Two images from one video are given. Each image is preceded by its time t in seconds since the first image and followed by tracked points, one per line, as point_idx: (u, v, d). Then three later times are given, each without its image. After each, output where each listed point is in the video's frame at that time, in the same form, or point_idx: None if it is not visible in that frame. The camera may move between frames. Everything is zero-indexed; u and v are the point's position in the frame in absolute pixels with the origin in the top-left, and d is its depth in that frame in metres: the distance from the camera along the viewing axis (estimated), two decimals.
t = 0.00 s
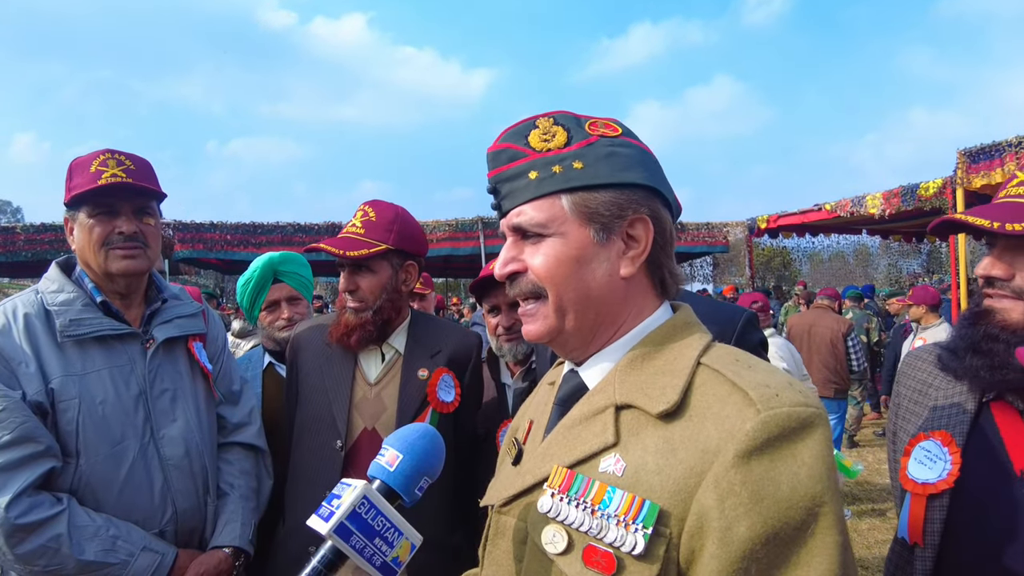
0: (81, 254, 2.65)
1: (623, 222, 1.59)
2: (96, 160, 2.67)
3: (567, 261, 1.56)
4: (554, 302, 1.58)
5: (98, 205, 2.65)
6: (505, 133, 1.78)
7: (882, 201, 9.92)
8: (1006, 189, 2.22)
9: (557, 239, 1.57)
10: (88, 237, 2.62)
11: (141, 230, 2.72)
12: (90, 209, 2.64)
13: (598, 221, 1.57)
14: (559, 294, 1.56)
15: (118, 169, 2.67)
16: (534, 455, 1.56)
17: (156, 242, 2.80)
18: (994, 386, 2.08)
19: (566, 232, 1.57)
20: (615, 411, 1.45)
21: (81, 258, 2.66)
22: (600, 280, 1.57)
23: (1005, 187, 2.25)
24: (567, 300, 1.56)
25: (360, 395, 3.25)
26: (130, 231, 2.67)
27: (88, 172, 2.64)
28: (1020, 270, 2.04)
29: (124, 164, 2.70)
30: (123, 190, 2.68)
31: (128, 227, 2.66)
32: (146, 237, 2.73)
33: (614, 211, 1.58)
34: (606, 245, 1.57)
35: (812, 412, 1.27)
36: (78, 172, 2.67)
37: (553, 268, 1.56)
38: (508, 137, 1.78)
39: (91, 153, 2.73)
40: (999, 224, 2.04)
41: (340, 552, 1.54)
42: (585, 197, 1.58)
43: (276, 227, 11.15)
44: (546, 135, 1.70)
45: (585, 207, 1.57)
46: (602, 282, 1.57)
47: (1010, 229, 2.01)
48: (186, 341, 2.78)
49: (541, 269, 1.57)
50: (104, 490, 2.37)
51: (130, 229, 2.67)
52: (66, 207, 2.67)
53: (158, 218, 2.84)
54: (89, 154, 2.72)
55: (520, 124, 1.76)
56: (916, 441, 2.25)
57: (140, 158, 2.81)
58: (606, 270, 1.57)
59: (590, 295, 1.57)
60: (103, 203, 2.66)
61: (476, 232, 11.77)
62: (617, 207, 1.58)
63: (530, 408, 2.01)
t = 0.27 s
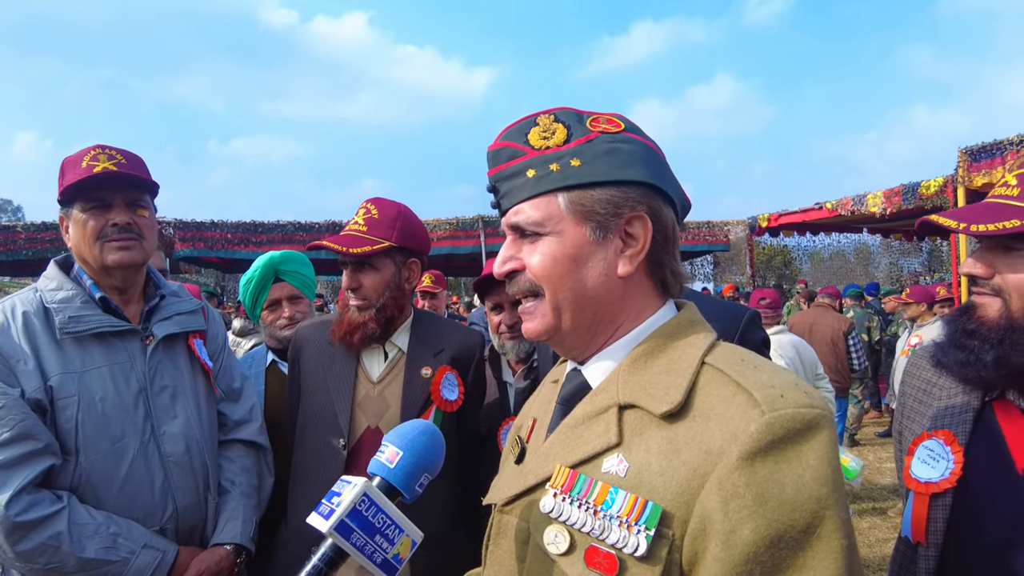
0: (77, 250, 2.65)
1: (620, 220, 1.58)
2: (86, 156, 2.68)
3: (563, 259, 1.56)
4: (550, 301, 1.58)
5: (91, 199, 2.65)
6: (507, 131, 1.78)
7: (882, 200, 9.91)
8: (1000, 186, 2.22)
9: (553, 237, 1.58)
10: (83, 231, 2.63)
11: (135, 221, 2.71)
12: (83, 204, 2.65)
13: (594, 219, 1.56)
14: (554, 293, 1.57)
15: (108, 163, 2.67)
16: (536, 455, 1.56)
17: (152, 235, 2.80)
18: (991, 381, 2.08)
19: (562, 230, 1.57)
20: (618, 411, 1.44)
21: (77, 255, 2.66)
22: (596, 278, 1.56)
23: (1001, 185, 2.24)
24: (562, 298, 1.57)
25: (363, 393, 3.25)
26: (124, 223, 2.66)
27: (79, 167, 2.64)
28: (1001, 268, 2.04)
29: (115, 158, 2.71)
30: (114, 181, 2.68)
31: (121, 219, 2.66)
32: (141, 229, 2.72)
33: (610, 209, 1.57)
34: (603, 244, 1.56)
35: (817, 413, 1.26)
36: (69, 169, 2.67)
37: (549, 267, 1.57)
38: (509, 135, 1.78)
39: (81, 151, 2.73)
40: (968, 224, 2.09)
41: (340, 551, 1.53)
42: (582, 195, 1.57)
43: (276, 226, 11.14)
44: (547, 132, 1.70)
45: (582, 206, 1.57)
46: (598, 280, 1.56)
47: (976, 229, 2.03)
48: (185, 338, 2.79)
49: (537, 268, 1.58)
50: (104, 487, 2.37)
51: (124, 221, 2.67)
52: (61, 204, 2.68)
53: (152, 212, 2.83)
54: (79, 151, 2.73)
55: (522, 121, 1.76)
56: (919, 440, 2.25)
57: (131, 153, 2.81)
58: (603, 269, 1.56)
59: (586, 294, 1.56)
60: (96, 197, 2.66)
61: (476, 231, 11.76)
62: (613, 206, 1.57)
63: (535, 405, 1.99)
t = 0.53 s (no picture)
0: (72, 249, 2.65)
1: (610, 224, 1.57)
2: (77, 153, 2.67)
3: (552, 261, 1.57)
4: (540, 304, 1.60)
5: (83, 197, 2.67)
6: (507, 131, 1.78)
7: (882, 199, 9.91)
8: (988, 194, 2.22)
9: (543, 239, 1.59)
10: (77, 230, 2.64)
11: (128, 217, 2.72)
12: (76, 203, 2.66)
13: (583, 222, 1.57)
14: (543, 295, 1.58)
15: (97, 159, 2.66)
16: (535, 456, 1.56)
17: (146, 231, 2.80)
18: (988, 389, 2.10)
19: (552, 233, 1.59)
20: (618, 412, 1.45)
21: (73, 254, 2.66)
22: (584, 281, 1.57)
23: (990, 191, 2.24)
24: (550, 300, 1.58)
25: (367, 393, 3.24)
26: (116, 218, 2.67)
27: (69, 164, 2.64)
28: (992, 278, 2.05)
29: (104, 155, 2.70)
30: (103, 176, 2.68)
31: (113, 214, 2.67)
32: (133, 224, 2.72)
33: (600, 212, 1.57)
34: (591, 247, 1.56)
35: (818, 416, 1.26)
36: (59, 168, 2.66)
37: (538, 269, 1.58)
38: (510, 135, 1.78)
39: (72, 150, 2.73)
40: (956, 239, 2.09)
41: (341, 548, 1.53)
42: (572, 198, 1.58)
43: (277, 225, 11.14)
44: (546, 132, 1.70)
45: (572, 208, 1.58)
46: (586, 283, 1.57)
47: (966, 246, 2.03)
48: (186, 336, 2.81)
49: (526, 269, 1.60)
50: (104, 485, 2.37)
51: (116, 217, 2.67)
52: (54, 205, 2.69)
53: (145, 208, 2.83)
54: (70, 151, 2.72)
55: (523, 121, 1.76)
56: (919, 441, 2.25)
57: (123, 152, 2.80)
58: (591, 272, 1.57)
59: (575, 296, 1.57)
60: (88, 195, 2.67)
61: (477, 230, 11.76)
62: (603, 209, 1.57)
63: (536, 405, 2.00)
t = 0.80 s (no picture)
0: (51, 250, 2.65)
1: (605, 226, 1.57)
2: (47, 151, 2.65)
3: (549, 264, 1.58)
4: (539, 306, 1.62)
5: (56, 197, 2.66)
6: (507, 135, 1.78)
7: (883, 198, 9.89)
8: (981, 199, 2.21)
9: (540, 243, 1.60)
10: (53, 230, 2.63)
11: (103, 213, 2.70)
12: (50, 203, 2.65)
13: (579, 225, 1.57)
14: (541, 298, 1.60)
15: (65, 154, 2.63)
16: (539, 451, 1.56)
17: (124, 226, 2.78)
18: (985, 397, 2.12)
19: (548, 236, 1.59)
20: (622, 407, 1.45)
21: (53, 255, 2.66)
22: (580, 283, 1.57)
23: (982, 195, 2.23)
24: (548, 303, 1.60)
25: (370, 393, 3.25)
26: (90, 215, 2.65)
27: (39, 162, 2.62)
28: (984, 287, 2.06)
29: (74, 150, 2.67)
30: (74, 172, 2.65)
31: (86, 211, 2.65)
32: (109, 219, 2.70)
33: (594, 214, 1.57)
34: (587, 249, 1.56)
35: (822, 410, 1.27)
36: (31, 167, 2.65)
37: (536, 272, 1.60)
38: (510, 138, 1.78)
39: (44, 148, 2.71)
40: (947, 250, 2.10)
41: (345, 544, 1.53)
42: (567, 201, 1.58)
43: (278, 224, 11.14)
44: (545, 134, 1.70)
45: (568, 212, 1.58)
46: (583, 285, 1.57)
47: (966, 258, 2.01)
48: (177, 333, 2.80)
49: (525, 272, 1.62)
50: (98, 486, 2.37)
51: (89, 213, 2.65)
52: (32, 208, 2.69)
53: (122, 202, 2.80)
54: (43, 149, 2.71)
55: (522, 124, 1.76)
56: (920, 443, 2.27)
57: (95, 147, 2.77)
58: (587, 273, 1.57)
59: (573, 298, 1.58)
60: (61, 194, 2.66)
61: (478, 229, 11.76)
62: (597, 212, 1.57)
63: (535, 400, 2.03)
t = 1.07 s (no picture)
0: None
1: (609, 230, 1.58)
2: None
3: (558, 278, 1.56)
4: (551, 323, 1.58)
5: None
6: (483, 154, 1.79)
7: (884, 198, 9.90)
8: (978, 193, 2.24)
9: (545, 258, 1.58)
10: None
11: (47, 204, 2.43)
12: None
13: (583, 233, 1.56)
14: (552, 315, 1.57)
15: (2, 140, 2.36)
16: (546, 451, 1.57)
17: (75, 216, 2.51)
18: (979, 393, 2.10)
19: (553, 250, 1.57)
20: (631, 407, 1.45)
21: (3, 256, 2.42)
22: (591, 292, 1.56)
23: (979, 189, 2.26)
24: (562, 318, 1.57)
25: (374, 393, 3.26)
26: (33, 208, 2.39)
27: None
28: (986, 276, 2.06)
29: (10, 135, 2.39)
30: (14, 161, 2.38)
31: (29, 204, 2.39)
32: (56, 212, 2.44)
33: (596, 221, 1.57)
34: (594, 256, 1.56)
35: (832, 407, 1.28)
36: None
37: (544, 288, 1.56)
38: (486, 158, 1.79)
39: None
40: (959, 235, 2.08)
41: (348, 541, 1.54)
42: (566, 212, 1.57)
43: (278, 223, 11.15)
44: (523, 149, 1.71)
45: (568, 222, 1.57)
46: (594, 295, 1.57)
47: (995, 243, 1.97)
48: (151, 329, 2.58)
49: (532, 289, 1.58)
50: (67, 496, 2.19)
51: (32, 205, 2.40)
52: None
53: (72, 189, 2.53)
54: None
55: (498, 140, 1.76)
56: (914, 446, 2.27)
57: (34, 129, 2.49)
58: (597, 282, 1.57)
59: (585, 308, 1.57)
60: None
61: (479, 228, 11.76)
62: (599, 218, 1.57)
63: (530, 399, 2.05)
